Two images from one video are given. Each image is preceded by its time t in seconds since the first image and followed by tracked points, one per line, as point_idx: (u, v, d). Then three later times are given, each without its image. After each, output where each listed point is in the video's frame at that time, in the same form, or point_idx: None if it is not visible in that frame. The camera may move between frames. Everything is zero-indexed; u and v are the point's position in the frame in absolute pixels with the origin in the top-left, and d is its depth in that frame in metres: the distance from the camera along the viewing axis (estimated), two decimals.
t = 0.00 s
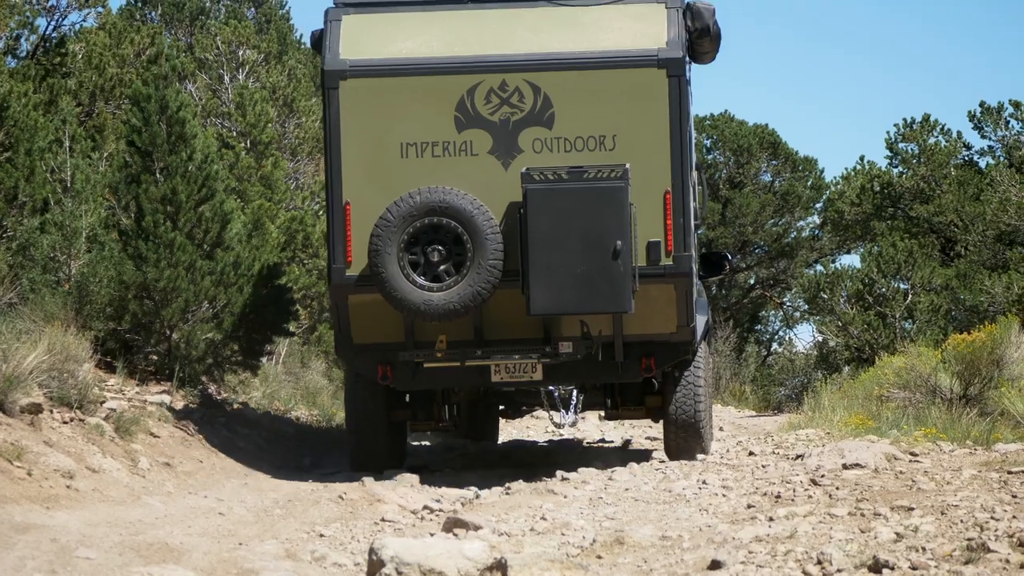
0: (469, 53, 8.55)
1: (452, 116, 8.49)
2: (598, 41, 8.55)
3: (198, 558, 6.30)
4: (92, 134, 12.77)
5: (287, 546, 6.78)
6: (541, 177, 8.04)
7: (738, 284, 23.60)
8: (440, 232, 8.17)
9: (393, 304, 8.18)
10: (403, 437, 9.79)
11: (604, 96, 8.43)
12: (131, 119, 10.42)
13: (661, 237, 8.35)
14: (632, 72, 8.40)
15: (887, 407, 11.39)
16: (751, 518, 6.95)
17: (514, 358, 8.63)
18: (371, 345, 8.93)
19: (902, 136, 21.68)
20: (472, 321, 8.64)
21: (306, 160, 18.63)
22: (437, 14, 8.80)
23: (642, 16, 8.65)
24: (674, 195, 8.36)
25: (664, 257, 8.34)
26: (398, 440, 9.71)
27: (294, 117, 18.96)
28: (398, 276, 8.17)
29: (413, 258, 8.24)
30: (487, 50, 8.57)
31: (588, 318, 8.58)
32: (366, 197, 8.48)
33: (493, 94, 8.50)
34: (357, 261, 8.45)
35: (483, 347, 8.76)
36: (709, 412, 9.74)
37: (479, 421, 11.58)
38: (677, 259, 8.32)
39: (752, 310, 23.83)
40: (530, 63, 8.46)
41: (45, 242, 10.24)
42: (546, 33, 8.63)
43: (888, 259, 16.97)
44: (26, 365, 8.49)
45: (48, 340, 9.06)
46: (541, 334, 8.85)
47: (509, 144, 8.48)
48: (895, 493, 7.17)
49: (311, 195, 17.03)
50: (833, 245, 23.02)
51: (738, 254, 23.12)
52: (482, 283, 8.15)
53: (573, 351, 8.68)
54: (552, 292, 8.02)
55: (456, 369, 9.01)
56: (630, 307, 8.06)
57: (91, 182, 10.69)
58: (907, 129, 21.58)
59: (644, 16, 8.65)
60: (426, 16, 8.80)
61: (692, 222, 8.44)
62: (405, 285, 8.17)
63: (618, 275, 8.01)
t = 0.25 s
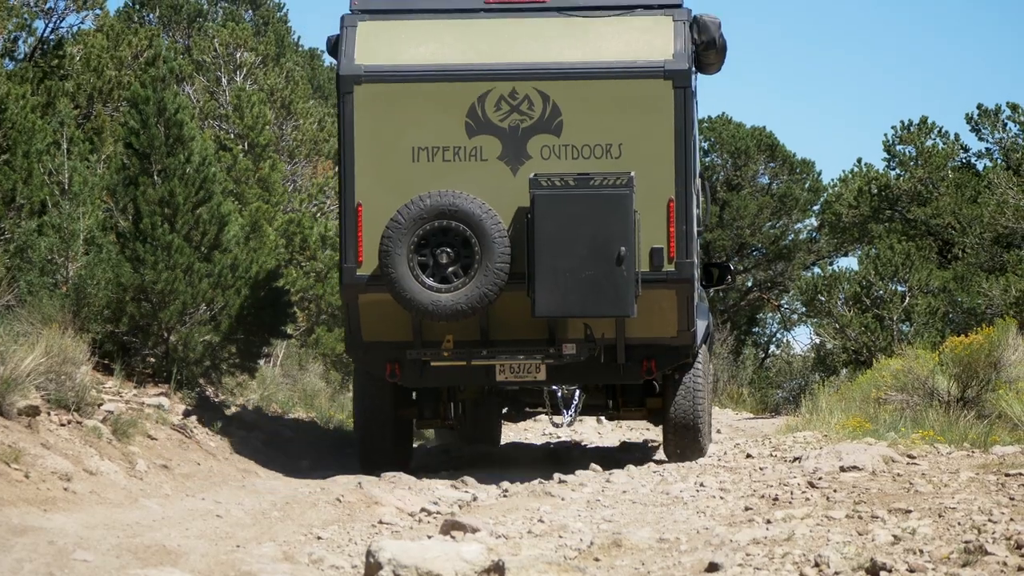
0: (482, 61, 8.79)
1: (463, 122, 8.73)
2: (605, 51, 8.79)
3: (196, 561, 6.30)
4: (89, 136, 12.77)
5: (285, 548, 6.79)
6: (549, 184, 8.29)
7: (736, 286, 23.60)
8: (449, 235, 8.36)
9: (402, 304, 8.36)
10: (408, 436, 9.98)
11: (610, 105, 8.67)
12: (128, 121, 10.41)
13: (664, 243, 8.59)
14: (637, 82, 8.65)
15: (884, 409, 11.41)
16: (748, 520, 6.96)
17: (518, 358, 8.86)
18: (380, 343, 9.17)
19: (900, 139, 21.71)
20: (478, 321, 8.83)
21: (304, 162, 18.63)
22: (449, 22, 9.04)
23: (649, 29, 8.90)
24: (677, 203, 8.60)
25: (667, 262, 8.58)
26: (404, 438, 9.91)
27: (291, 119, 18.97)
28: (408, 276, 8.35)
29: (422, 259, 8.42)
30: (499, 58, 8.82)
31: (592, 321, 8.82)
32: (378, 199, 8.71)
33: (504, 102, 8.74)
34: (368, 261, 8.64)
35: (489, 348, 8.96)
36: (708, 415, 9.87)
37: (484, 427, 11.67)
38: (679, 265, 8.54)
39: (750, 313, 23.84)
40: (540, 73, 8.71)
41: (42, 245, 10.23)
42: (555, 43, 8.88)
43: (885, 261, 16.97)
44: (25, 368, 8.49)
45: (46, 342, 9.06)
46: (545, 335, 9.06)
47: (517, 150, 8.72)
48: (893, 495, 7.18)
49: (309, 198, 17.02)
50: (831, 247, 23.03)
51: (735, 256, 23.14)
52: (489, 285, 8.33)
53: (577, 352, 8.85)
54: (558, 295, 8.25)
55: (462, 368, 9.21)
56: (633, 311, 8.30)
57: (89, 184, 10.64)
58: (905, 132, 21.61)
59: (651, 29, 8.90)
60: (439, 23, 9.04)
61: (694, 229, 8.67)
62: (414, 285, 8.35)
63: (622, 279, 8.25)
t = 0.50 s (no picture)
0: (490, 69, 8.89)
1: (470, 128, 8.82)
2: (609, 59, 8.90)
3: (194, 563, 6.30)
4: (87, 138, 12.77)
5: (283, 550, 6.79)
6: (553, 189, 8.43)
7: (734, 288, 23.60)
8: (456, 238, 8.52)
9: (410, 304, 8.52)
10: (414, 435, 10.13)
11: (614, 111, 8.78)
12: (126, 123, 10.40)
13: (665, 247, 8.71)
14: (641, 89, 8.75)
15: (882, 411, 11.42)
16: (746, 522, 6.97)
17: (523, 360, 9.04)
18: (387, 344, 9.25)
19: (897, 141, 21.73)
20: (484, 322, 8.98)
21: (302, 164, 18.62)
22: (457, 29, 9.13)
23: (653, 37, 9.00)
24: (679, 208, 8.72)
25: (669, 267, 8.69)
26: (410, 436, 10.08)
27: (289, 121, 18.95)
28: (415, 278, 8.50)
29: (430, 261, 8.58)
30: (506, 65, 8.91)
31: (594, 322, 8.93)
32: (387, 203, 8.80)
33: (510, 108, 8.84)
34: (377, 263, 8.75)
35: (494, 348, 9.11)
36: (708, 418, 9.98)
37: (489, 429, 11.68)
38: (681, 269, 8.66)
39: (748, 315, 23.86)
40: (546, 80, 8.81)
41: (40, 245, 10.16)
42: (561, 50, 8.98)
43: (884, 263, 16.99)
44: (22, 370, 8.48)
45: (43, 343, 9.05)
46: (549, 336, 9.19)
47: (523, 156, 8.83)
48: (891, 497, 7.18)
49: (307, 199, 17.02)
50: (829, 249, 23.04)
51: (733, 258, 23.16)
52: (494, 287, 8.49)
53: (580, 354, 9.01)
54: (562, 297, 8.38)
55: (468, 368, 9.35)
56: (634, 313, 8.42)
57: (86, 185, 10.57)
58: (902, 133, 21.63)
59: (654, 38, 9.00)
60: (447, 30, 9.14)
61: (695, 234, 8.79)
62: (422, 287, 8.50)
63: (624, 282, 8.37)
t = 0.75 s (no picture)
0: (495, 77, 9.01)
1: (475, 135, 8.94)
2: (611, 68, 9.00)
3: (192, 564, 6.30)
4: (85, 140, 12.78)
5: (281, 551, 6.78)
6: (557, 194, 8.48)
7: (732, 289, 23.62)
8: (461, 243, 8.60)
9: (416, 308, 8.62)
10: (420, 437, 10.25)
11: (615, 118, 8.87)
12: (124, 125, 10.36)
13: (666, 251, 8.80)
14: (643, 97, 8.83)
15: (880, 413, 11.43)
16: (743, 523, 6.97)
17: (526, 362, 9.12)
18: (394, 346, 9.36)
19: (895, 142, 21.75)
20: (489, 325, 9.06)
21: (300, 166, 18.62)
22: (463, 39, 9.27)
23: (654, 47, 9.09)
24: (679, 213, 8.80)
25: (669, 270, 8.78)
26: (417, 438, 10.21)
27: (287, 122, 18.94)
28: (421, 282, 8.60)
29: (436, 266, 8.67)
30: (511, 74, 9.04)
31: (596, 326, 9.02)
32: (393, 209, 8.93)
33: (514, 116, 8.95)
34: (384, 267, 8.89)
35: (498, 351, 9.20)
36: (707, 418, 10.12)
37: (488, 431, 11.68)
38: (681, 272, 8.74)
39: (746, 316, 23.87)
40: (549, 88, 8.91)
41: (37, 248, 10.21)
42: (564, 59, 9.09)
43: (882, 265, 17.05)
44: (20, 372, 8.47)
45: (41, 345, 9.05)
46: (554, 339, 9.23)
47: (526, 163, 8.93)
48: (888, 499, 7.19)
49: (305, 201, 17.02)
50: (826, 250, 23.05)
51: (731, 259, 23.18)
52: (499, 291, 8.57)
53: (582, 356, 9.09)
54: (565, 300, 8.47)
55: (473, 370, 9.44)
56: (636, 316, 8.52)
57: (84, 188, 10.60)
58: (900, 135, 21.65)
59: (655, 47, 9.09)
60: (453, 40, 9.27)
61: (695, 239, 8.87)
62: (428, 291, 8.60)
63: (627, 285, 8.46)
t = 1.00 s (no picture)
0: (502, 83, 9.08)
1: (480, 140, 8.98)
2: (613, 76, 9.07)
3: (189, 567, 6.30)
4: (82, 141, 12.79)
5: (277, 554, 6.78)
6: (559, 198, 8.59)
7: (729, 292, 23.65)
8: (467, 245, 8.69)
9: (423, 309, 8.71)
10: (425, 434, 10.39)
11: (617, 124, 8.93)
12: (121, 127, 10.36)
13: (666, 254, 8.86)
14: (644, 104, 8.90)
15: (877, 415, 11.44)
16: (740, 525, 6.98)
17: (530, 361, 9.18)
18: (400, 345, 9.44)
19: (892, 144, 21.77)
20: (494, 326, 9.11)
21: (297, 167, 18.60)
22: (469, 46, 9.33)
23: (656, 55, 9.17)
24: (680, 217, 8.85)
25: (669, 273, 8.84)
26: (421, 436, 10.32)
27: (284, 125, 18.76)
28: (428, 283, 8.68)
29: (442, 267, 8.75)
30: (517, 80, 9.10)
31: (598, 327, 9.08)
32: (401, 212, 8.98)
33: (519, 122, 9.00)
34: (392, 269, 8.94)
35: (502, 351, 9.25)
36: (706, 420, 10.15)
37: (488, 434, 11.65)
38: (681, 275, 8.80)
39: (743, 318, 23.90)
40: (553, 94, 8.97)
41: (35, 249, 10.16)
42: (567, 66, 9.16)
43: (879, 266, 17.41)
44: (17, 374, 8.46)
45: (38, 347, 9.04)
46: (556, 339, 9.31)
47: (531, 167, 8.98)
48: (885, 501, 7.19)
49: (303, 203, 17.01)
50: (824, 252, 23.07)
51: (728, 261, 23.22)
52: (504, 292, 8.66)
53: (585, 356, 9.13)
54: (568, 302, 8.57)
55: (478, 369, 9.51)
56: (637, 318, 8.61)
57: (82, 189, 10.58)
58: (897, 137, 21.67)
59: (657, 56, 9.17)
60: (459, 47, 9.32)
61: (695, 243, 8.93)
62: (434, 292, 8.69)
63: (628, 287, 8.56)
